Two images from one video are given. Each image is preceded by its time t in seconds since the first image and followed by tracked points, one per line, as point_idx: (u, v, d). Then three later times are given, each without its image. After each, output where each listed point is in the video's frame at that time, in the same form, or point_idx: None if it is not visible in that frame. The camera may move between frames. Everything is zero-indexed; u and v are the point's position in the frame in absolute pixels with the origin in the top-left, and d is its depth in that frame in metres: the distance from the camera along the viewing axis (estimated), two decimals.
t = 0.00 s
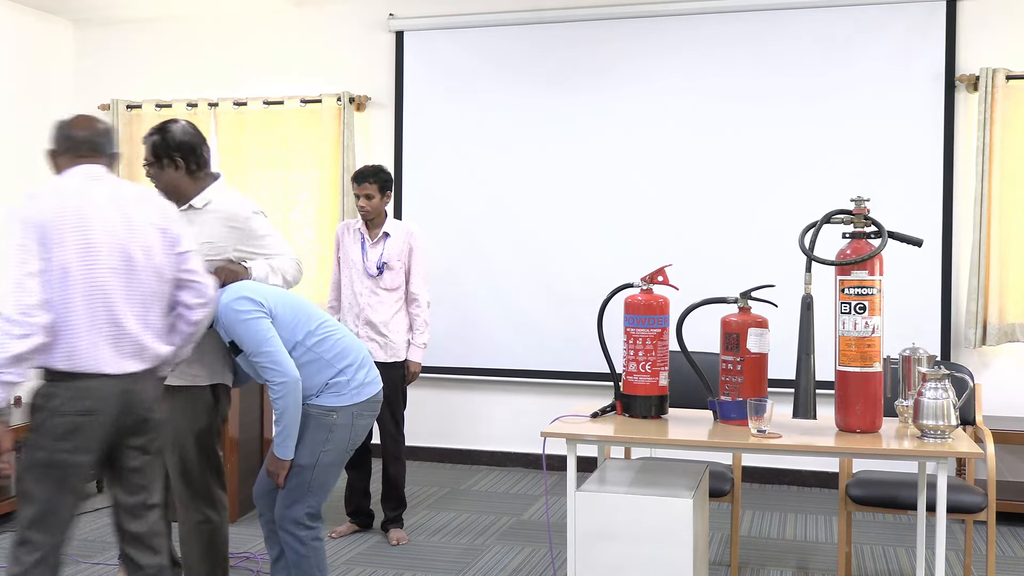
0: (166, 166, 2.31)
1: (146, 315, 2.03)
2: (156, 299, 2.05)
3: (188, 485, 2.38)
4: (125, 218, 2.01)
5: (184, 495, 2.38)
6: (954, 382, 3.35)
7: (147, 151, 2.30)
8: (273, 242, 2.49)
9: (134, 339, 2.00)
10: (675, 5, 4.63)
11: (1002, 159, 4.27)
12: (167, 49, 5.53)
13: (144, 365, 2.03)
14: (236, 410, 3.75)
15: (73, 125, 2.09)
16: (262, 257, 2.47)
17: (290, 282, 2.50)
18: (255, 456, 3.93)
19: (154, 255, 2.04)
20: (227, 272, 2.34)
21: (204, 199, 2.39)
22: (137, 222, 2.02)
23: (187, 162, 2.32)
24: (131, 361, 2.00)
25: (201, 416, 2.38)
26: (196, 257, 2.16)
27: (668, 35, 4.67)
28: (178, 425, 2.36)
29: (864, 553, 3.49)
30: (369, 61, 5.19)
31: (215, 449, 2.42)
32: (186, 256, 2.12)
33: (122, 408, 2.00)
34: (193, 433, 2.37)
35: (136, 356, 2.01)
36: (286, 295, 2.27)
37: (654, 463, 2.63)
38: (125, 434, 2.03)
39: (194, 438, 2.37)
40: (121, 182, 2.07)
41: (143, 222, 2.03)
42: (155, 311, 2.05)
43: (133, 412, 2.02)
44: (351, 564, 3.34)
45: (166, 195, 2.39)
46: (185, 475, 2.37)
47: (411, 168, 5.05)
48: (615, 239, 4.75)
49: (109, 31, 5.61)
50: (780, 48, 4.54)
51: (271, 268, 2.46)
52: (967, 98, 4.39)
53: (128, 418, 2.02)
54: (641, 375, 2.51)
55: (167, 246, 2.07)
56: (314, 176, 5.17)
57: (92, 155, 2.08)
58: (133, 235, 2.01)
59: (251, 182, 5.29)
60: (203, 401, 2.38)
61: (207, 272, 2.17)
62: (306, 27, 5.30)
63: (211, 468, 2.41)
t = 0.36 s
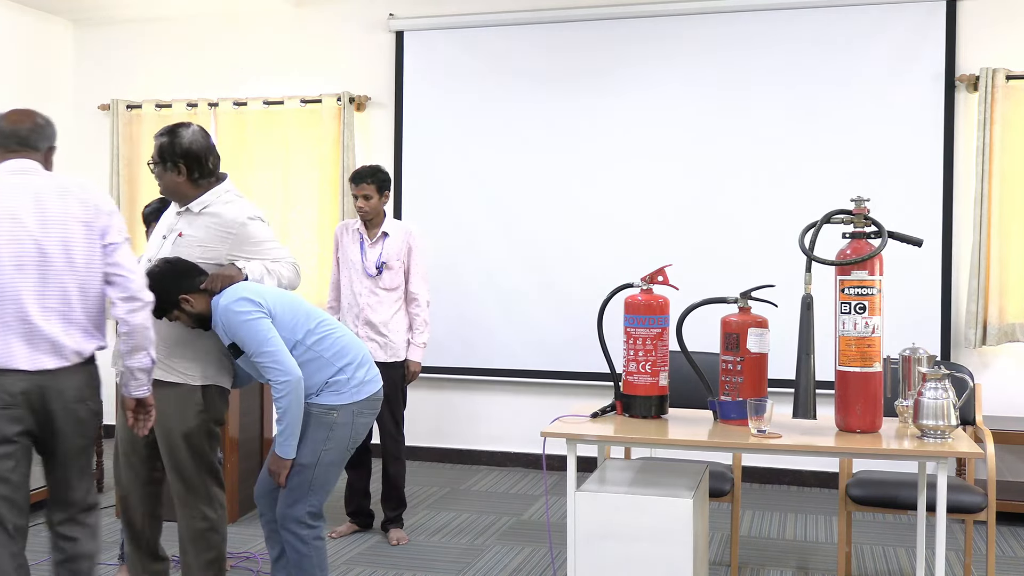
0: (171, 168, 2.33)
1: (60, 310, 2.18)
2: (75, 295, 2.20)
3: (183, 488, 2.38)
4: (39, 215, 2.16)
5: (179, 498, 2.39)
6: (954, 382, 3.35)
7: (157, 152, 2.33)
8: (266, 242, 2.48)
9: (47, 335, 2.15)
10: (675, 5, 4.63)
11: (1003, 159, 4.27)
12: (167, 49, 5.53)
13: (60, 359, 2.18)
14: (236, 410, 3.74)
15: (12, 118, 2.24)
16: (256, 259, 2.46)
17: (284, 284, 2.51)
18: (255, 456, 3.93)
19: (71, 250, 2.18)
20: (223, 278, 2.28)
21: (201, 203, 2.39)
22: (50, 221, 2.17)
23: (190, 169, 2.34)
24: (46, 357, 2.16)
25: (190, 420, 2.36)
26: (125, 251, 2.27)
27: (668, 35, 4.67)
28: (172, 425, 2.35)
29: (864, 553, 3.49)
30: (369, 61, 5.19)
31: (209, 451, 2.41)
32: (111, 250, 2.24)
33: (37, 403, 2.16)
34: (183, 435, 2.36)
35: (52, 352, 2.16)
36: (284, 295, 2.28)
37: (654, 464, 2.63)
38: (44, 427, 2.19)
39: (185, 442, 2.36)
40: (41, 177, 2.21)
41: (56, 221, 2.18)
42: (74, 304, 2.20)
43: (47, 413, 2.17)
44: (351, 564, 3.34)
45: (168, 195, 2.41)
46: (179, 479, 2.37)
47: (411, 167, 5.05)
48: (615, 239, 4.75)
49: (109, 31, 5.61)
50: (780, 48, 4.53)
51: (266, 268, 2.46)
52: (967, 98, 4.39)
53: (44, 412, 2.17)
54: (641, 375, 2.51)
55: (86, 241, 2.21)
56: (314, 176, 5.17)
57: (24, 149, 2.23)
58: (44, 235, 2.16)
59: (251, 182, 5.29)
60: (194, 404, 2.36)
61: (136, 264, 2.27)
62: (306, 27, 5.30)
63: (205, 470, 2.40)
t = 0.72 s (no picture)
0: (178, 159, 2.35)
1: (27, 311, 2.26)
2: (42, 298, 2.28)
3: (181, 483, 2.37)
4: (12, 215, 2.26)
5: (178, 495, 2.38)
6: (954, 382, 3.36)
7: (163, 142, 2.34)
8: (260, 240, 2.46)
9: (13, 334, 2.23)
10: (675, 5, 4.63)
11: (1003, 159, 4.27)
12: (166, 49, 5.53)
13: (25, 358, 2.25)
14: (235, 409, 3.74)
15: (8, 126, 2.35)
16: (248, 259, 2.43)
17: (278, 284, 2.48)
18: (255, 456, 3.93)
19: (40, 252, 2.28)
20: (220, 278, 2.24)
21: (194, 200, 2.39)
22: (22, 222, 2.26)
23: (198, 162, 2.38)
24: (12, 356, 2.23)
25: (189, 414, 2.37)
26: (96, 262, 2.34)
27: (668, 35, 4.67)
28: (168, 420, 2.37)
29: (864, 553, 3.49)
30: (369, 61, 5.19)
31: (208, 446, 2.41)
32: (82, 256, 2.33)
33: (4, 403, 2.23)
34: (183, 430, 2.36)
35: (17, 351, 2.23)
36: (278, 295, 2.28)
37: (654, 464, 2.63)
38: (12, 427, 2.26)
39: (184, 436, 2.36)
40: (20, 181, 2.31)
41: (28, 223, 2.27)
42: (42, 306, 2.28)
43: (15, 411, 2.25)
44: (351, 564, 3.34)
45: (160, 188, 2.39)
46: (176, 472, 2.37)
47: (411, 167, 5.05)
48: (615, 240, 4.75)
49: (108, 31, 5.61)
50: (780, 48, 4.53)
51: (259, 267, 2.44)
52: (967, 98, 4.39)
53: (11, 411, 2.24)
54: (641, 375, 2.51)
55: (58, 244, 2.30)
56: (314, 176, 5.17)
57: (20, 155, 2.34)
58: (15, 236, 2.25)
59: (251, 182, 5.29)
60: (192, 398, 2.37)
61: (106, 272, 2.36)
62: (306, 27, 5.30)
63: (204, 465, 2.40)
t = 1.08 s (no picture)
0: (194, 145, 2.36)
1: None
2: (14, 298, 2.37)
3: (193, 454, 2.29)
4: None
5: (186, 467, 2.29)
6: (954, 382, 3.36)
7: (179, 125, 2.33)
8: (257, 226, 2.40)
9: None
10: (675, 5, 4.63)
11: (1002, 159, 4.27)
12: (166, 49, 5.53)
13: None
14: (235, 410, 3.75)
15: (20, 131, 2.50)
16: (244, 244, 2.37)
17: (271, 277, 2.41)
18: (255, 456, 3.93)
19: (8, 255, 2.35)
20: (223, 278, 2.20)
21: (193, 182, 2.36)
22: None
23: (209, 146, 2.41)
24: None
25: (207, 384, 2.29)
26: (69, 272, 2.42)
27: (668, 35, 4.67)
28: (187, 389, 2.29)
29: (864, 553, 3.49)
30: (368, 61, 5.19)
31: (222, 417, 2.33)
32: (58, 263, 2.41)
33: None
34: (197, 398, 2.28)
35: None
36: (281, 296, 2.27)
37: (654, 463, 2.63)
38: None
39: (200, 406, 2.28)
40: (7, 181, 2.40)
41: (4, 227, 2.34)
42: (12, 307, 2.36)
43: None
44: (351, 564, 3.34)
45: (164, 170, 2.35)
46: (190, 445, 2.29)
47: (411, 167, 5.05)
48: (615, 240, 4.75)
49: (108, 31, 5.61)
50: (780, 48, 4.54)
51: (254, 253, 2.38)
52: (967, 98, 4.39)
53: None
54: (641, 375, 2.51)
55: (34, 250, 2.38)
56: (314, 175, 5.17)
57: (18, 156, 2.46)
58: None
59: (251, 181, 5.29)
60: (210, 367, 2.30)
61: (82, 280, 2.44)
62: (306, 27, 5.30)
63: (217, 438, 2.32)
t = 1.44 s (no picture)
0: (200, 163, 2.38)
1: None
2: None
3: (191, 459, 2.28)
4: None
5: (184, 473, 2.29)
6: (954, 382, 3.36)
7: (182, 146, 2.35)
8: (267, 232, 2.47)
9: None
10: (675, 5, 4.63)
11: (1003, 159, 4.27)
12: (166, 49, 5.53)
13: None
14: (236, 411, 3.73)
15: None
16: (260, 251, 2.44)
17: (290, 277, 2.49)
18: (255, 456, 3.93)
19: None
20: (229, 269, 2.21)
21: (206, 202, 2.39)
22: None
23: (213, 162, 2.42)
24: None
25: (209, 390, 2.29)
26: None
27: (668, 35, 4.67)
28: (195, 391, 2.30)
29: (864, 553, 3.49)
30: (369, 61, 5.19)
31: (227, 426, 2.31)
32: None
33: None
34: (204, 403, 2.28)
35: None
36: (283, 295, 2.29)
37: (654, 464, 2.63)
38: None
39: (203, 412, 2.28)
40: None
41: None
42: None
43: None
44: (350, 564, 3.34)
45: (177, 192, 2.38)
46: (188, 451, 2.29)
47: (411, 167, 5.05)
48: (615, 239, 4.75)
49: (108, 31, 5.61)
50: (780, 48, 4.54)
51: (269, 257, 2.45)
52: (967, 98, 4.39)
53: None
54: (641, 375, 2.51)
55: None
56: (314, 175, 5.17)
57: None
58: None
59: (251, 181, 5.29)
60: (218, 370, 2.30)
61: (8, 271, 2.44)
62: (306, 27, 5.30)
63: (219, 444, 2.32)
